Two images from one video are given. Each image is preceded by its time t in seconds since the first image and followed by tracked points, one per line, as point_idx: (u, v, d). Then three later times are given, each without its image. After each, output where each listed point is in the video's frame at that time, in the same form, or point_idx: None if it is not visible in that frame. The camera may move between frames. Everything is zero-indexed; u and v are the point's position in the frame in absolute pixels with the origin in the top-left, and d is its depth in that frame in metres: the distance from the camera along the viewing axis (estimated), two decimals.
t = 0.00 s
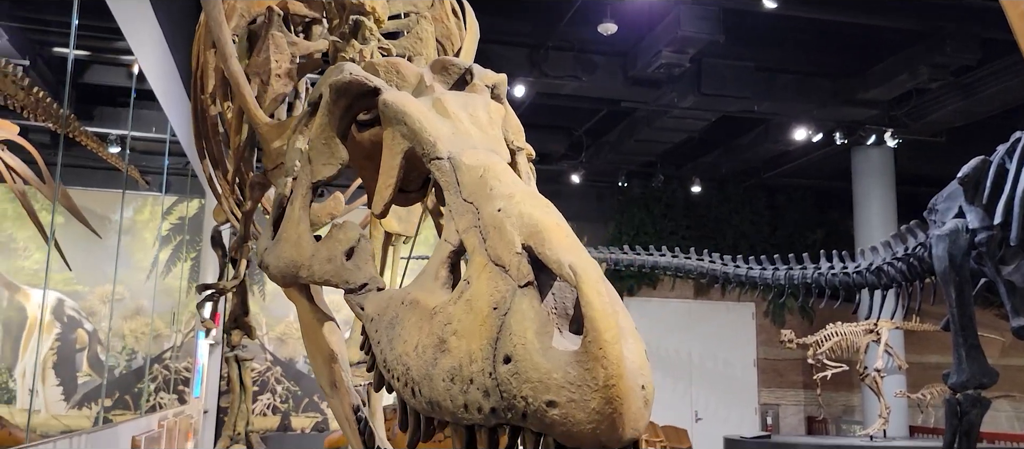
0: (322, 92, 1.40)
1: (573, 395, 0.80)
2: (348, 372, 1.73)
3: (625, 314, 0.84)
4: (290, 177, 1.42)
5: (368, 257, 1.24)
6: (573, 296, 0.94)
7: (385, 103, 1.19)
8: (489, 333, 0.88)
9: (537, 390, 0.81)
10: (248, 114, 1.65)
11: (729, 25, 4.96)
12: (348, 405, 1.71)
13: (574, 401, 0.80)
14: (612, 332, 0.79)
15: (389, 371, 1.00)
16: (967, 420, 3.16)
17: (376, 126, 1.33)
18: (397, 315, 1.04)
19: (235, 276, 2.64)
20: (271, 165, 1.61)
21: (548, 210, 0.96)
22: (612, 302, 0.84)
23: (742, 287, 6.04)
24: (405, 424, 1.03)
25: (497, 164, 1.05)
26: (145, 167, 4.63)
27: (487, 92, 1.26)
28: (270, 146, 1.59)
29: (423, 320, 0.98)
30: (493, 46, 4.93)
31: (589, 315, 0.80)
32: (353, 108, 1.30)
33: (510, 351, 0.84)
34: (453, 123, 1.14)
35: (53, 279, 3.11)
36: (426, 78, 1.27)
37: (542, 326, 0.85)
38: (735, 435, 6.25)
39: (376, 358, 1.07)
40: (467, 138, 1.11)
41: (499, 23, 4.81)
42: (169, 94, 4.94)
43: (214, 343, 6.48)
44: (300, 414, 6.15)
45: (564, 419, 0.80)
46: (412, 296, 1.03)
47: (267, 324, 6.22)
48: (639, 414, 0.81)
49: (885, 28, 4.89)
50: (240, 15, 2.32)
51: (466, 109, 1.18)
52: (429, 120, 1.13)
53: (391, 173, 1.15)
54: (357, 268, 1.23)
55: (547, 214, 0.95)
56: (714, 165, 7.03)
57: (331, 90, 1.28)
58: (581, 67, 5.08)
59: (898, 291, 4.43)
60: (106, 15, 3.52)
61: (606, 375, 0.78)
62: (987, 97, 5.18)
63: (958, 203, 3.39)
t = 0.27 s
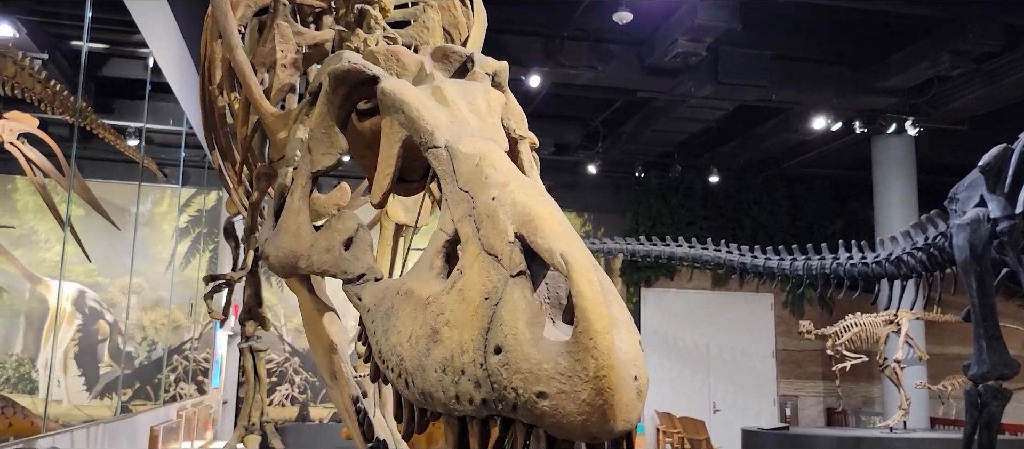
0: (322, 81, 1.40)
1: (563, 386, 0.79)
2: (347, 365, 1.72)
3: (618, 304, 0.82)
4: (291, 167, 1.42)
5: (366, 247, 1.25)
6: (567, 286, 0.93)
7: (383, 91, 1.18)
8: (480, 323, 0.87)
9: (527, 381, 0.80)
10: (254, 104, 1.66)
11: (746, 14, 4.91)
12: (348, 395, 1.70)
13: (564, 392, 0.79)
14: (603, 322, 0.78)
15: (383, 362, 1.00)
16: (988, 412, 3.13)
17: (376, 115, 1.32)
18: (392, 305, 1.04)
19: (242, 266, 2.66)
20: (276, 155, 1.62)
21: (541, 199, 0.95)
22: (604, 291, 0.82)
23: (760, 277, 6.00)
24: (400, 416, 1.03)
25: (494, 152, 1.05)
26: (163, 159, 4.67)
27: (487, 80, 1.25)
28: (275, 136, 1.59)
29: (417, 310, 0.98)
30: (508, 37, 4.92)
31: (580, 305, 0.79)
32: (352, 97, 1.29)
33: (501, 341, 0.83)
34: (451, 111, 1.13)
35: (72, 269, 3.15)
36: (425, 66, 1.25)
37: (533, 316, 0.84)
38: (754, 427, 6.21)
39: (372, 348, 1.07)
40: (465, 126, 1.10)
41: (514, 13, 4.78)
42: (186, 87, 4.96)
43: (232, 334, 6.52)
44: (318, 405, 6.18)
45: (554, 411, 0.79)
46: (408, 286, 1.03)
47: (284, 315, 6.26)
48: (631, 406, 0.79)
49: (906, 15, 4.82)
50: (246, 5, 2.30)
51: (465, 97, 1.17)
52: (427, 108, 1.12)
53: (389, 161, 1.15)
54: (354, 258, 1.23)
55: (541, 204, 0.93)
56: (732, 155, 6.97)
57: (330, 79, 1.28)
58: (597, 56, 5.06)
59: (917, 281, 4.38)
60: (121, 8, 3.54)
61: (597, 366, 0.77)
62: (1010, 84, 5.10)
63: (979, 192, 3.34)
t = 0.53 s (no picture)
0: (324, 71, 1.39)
1: (555, 379, 0.78)
2: (350, 356, 1.72)
3: (612, 295, 0.81)
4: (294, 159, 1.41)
5: (367, 239, 1.25)
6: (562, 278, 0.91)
7: (384, 81, 1.18)
8: (474, 315, 0.87)
9: (520, 374, 0.80)
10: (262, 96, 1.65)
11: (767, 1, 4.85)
12: (351, 387, 1.70)
13: (557, 385, 0.78)
14: (595, 314, 0.77)
15: (381, 354, 1.00)
16: (1013, 404, 3.09)
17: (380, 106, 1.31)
18: (390, 297, 1.03)
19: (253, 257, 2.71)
20: (285, 147, 1.62)
21: (538, 188, 0.94)
22: (597, 282, 0.81)
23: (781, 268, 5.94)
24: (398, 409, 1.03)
25: (492, 141, 1.03)
26: (183, 153, 4.71)
27: (491, 70, 1.23)
28: (282, 128, 1.59)
29: (414, 302, 0.97)
30: (526, 27, 4.89)
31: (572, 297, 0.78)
32: (354, 87, 1.28)
33: (494, 334, 0.83)
34: (452, 101, 1.12)
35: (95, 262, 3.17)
36: (428, 56, 1.24)
37: (526, 307, 0.83)
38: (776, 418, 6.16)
39: (371, 340, 1.06)
40: (465, 116, 1.09)
41: (532, 3, 4.76)
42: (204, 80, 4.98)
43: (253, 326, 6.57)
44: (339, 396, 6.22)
45: (547, 404, 0.79)
46: (405, 277, 1.03)
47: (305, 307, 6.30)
48: (625, 399, 0.78)
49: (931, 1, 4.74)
50: None
51: (467, 86, 1.16)
52: (427, 98, 1.11)
53: (390, 152, 1.15)
54: (355, 250, 1.24)
55: (537, 193, 0.92)
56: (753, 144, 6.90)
57: (331, 69, 1.27)
58: (616, 46, 5.02)
59: (941, 271, 4.32)
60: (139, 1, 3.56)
61: (589, 359, 0.76)
62: None
63: (1005, 181, 3.27)
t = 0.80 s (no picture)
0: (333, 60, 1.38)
1: (556, 368, 0.78)
2: (361, 345, 1.70)
3: (612, 284, 0.81)
4: (304, 148, 1.40)
5: (375, 228, 1.27)
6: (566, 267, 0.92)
7: (392, 69, 1.17)
8: (476, 304, 0.87)
9: (521, 364, 0.80)
10: (276, 86, 1.65)
11: None
12: (359, 377, 1.67)
13: (557, 374, 0.78)
14: (597, 302, 0.76)
15: (386, 342, 1.00)
16: None
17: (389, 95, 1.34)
18: (396, 286, 1.03)
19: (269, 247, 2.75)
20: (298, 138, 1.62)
21: (542, 176, 0.92)
22: (599, 270, 0.80)
23: (806, 257, 5.88)
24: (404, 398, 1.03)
25: (499, 128, 1.02)
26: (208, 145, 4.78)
27: (500, 57, 1.22)
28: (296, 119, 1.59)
29: (418, 291, 0.97)
30: (547, 15, 4.87)
31: (574, 286, 0.77)
32: (363, 77, 1.28)
33: (495, 323, 0.83)
34: (460, 89, 1.11)
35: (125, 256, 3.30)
36: (438, 44, 1.23)
37: (528, 296, 0.83)
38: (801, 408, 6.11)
39: (377, 329, 1.07)
40: (473, 103, 1.08)
41: None
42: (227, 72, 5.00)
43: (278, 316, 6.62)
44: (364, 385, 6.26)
45: (548, 394, 0.79)
46: (410, 266, 1.02)
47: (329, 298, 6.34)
48: (627, 388, 0.78)
49: None
50: None
51: (475, 74, 1.15)
52: (436, 86, 1.11)
53: (398, 141, 1.15)
54: (363, 239, 1.26)
55: (540, 180, 0.91)
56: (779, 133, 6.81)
57: (340, 59, 1.27)
58: (639, 34, 4.98)
59: (971, 260, 4.25)
60: None
61: (590, 348, 0.76)
62: None
63: None
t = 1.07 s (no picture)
0: (344, 49, 1.38)
1: (556, 358, 0.78)
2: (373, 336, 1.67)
3: (613, 271, 0.80)
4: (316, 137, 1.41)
5: (383, 218, 1.26)
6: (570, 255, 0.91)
7: (399, 57, 1.17)
8: (478, 293, 0.86)
9: (521, 353, 0.80)
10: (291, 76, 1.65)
11: None
12: (369, 368, 1.64)
13: (557, 364, 0.78)
14: (596, 291, 0.75)
15: (392, 332, 1.00)
16: None
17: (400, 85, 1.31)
18: (402, 275, 1.03)
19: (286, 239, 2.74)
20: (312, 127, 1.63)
21: (545, 163, 0.91)
22: (599, 257, 0.79)
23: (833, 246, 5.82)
24: (410, 387, 1.03)
25: (505, 116, 1.01)
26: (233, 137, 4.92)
27: (509, 44, 1.22)
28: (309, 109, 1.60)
29: (422, 280, 0.97)
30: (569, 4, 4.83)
31: (573, 274, 0.76)
32: (372, 65, 1.28)
33: (496, 312, 0.82)
34: (467, 76, 1.10)
35: (151, 245, 3.58)
36: (447, 32, 1.23)
37: (529, 285, 0.82)
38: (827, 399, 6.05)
39: (384, 317, 1.07)
40: (479, 91, 1.08)
41: None
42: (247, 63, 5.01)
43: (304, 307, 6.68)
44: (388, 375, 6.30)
45: (548, 383, 0.79)
46: (416, 255, 1.02)
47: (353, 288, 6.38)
48: (627, 377, 0.78)
49: None
50: None
51: (483, 61, 1.14)
52: (443, 74, 1.11)
53: (405, 129, 1.14)
54: (371, 229, 1.25)
55: (542, 166, 0.90)
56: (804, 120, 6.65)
57: (348, 47, 1.27)
58: (662, 22, 4.93)
59: (1001, 248, 4.18)
60: None
61: (590, 337, 0.75)
62: None
63: None
